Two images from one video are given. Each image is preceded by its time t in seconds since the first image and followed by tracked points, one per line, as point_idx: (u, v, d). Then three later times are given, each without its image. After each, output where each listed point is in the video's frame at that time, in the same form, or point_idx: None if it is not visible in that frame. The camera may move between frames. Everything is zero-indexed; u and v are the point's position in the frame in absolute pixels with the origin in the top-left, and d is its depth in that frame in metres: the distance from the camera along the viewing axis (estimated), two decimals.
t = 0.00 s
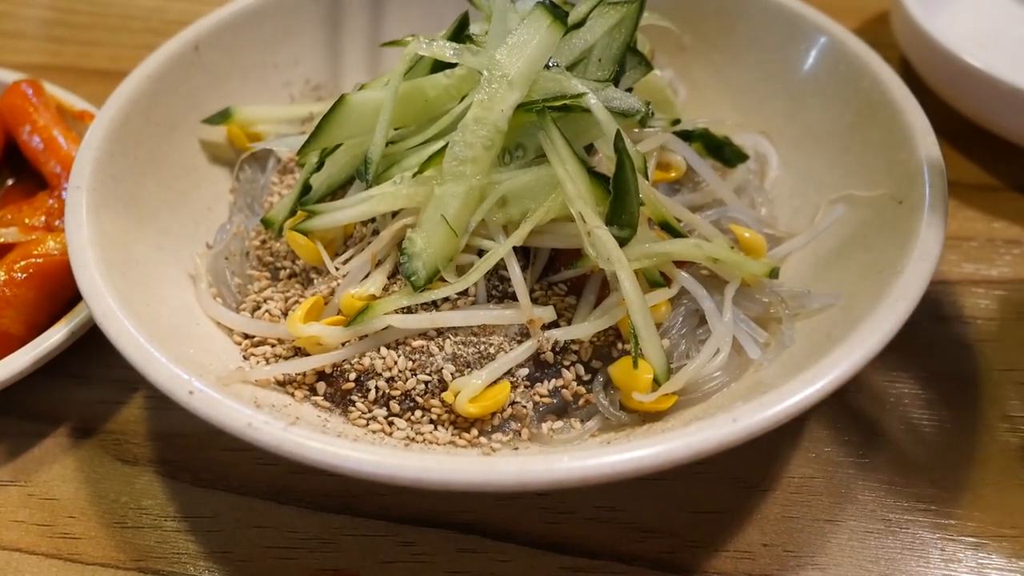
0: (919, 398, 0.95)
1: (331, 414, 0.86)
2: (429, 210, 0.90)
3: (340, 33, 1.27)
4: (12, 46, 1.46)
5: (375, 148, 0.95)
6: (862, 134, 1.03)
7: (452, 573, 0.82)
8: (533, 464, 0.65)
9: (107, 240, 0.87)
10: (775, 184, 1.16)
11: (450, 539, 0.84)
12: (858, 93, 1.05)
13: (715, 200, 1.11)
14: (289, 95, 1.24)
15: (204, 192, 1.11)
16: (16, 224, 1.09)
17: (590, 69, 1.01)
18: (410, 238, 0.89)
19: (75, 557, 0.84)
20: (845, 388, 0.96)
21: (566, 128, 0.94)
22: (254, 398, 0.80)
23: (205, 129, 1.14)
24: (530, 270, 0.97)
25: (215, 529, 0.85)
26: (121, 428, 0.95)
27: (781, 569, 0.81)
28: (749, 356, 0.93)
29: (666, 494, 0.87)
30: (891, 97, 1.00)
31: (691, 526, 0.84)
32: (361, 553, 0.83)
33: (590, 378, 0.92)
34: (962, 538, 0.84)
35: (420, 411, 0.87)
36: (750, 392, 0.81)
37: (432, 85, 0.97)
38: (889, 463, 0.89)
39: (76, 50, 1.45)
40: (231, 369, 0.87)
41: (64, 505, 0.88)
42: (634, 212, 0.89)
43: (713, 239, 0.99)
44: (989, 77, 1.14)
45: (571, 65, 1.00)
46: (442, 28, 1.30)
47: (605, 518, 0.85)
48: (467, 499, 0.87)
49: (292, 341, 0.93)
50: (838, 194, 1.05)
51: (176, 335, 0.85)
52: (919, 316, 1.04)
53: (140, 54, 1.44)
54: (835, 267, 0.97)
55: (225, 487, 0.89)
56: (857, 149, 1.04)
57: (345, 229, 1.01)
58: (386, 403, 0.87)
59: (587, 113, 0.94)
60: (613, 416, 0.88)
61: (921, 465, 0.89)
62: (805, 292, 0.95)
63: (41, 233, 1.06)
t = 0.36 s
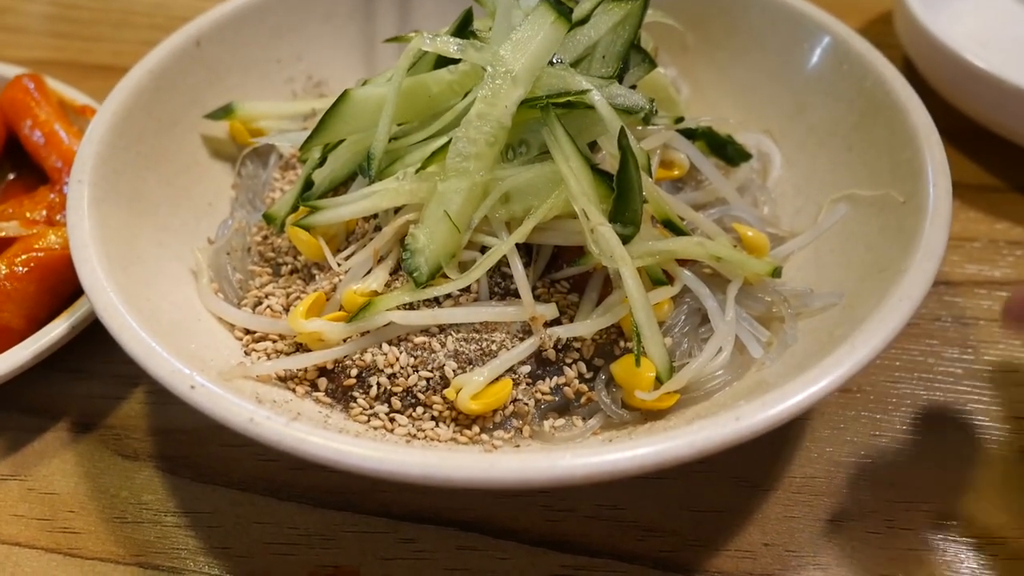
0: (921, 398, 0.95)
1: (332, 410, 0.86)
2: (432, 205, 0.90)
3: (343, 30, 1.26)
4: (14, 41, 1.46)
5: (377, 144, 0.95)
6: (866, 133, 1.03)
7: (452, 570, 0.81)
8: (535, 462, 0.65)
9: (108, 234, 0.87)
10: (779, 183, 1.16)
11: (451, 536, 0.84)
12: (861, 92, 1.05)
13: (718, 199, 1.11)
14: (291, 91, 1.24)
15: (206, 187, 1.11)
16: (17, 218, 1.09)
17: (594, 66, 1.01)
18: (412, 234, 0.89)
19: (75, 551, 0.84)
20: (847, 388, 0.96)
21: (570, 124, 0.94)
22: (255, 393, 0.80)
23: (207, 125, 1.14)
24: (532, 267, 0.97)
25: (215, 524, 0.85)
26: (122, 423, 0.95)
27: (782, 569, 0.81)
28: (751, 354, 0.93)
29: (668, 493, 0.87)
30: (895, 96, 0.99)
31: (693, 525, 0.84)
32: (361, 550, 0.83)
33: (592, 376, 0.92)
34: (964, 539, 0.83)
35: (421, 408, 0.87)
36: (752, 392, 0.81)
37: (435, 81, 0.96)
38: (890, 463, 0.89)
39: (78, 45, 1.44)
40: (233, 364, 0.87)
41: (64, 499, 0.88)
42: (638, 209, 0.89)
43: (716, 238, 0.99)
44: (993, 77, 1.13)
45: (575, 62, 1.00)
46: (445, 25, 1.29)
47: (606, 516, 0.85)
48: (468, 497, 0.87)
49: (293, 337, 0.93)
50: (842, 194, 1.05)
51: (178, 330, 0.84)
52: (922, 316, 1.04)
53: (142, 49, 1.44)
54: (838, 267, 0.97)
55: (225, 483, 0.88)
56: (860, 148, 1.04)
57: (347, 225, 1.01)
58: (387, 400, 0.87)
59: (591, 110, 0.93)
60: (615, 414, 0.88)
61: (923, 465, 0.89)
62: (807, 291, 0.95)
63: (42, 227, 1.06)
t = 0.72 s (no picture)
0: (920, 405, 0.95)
1: (331, 417, 0.86)
2: (431, 212, 0.90)
3: (343, 37, 1.27)
4: (15, 47, 1.46)
5: (376, 151, 0.95)
6: (866, 139, 1.03)
7: None
8: (533, 469, 0.65)
9: (107, 240, 0.87)
10: (778, 189, 1.16)
11: (450, 543, 0.83)
12: (860, 98, 1.05)
13: (718, 205, 1.11)
14: (291, 97, 1.24)
15: (205, 194, 1.11)
16: (17, 225, 1.09)
17: (593, 73, 1.01)
18: (411, 240, 0.89)
19: (73, 558, 0.84)
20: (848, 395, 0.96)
21: (568, 131, 0.94)
22: (253, 400, 0.80)
23: (207, 131, 1.14)
24: (531, 274, 0.96)
25: (213, 531, 0.85)
26: (121, 430, 0.95)
27: None
28: (751, 361, 0.92)
29: (667, 500, 0.86)
30: (894, 102, 0.99)
31: (692, 532, 0.84)
32: (359, 557, 0.83)
33: (591, 383, 0.92)
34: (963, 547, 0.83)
35: (420, 415, 0.86)
36: (752, 399, 0.81)
37: (434, 88, 0.97)
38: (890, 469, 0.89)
39: (79, 51, 1.45)
40: (231, 371, 0.86)
41: (62, 506, 0.88)
42: (636, 216, 0.88)
43: (716, 244, 0.99)
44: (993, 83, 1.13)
45: (574, 69, 1.00)
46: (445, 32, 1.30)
47: (605, 523, 0.85)
48: (467, 503, 0.87)
49: (292, 343, 0.93)
50: (842, 200, 1.05)
51: (176, 336, 0.84)
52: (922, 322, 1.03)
53: (143, 56, 1.44)
54: (837, 273, 0.97)
55: (224, 489, 0.88)
56: (860, 154, 1.04)
57: (347, 231, 1.01)
58: (386, 407, 0.87)
59: (590, 117, 0.93)
60: (614, 420, 0.88)
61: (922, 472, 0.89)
62: (806, 297, 0.95)
63: (42, 233, 1.06)
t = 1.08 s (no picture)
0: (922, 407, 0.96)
1: (336, 417, 0.86)
2: (435, 213, 0.90)
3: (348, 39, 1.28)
4: (20, 49, 1.47)
5: (381, 154, 0.96)
6: (867, 140, 1.04)
7: None
8: (539, 469, 0.65)
9: (114, 241, 0.88)
10: (780, 190, 1.17)
11: (454, 543, 0.84)
12: (860, 100, 1.06)
13: (720, 206, 1.12)
14: (294, 99, 1.24)
15: (211, 194, 1.12)
16: (22, 226, 1.10)
17: (597, 75, 1.01)
18: (416, 242, 0.89)
19: (80, 557, 0.84)
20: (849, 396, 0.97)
21: (571, 133, 0.95)
22: (259, 401, 0.80)
23: (211, 133, 1.15)
24: (534, 275, 0.97)
25: (219, 531, 0.86)
26: (126, 430, 0.95)
27: None
28: (753, 362, 0.93)
29: (670, 500, 0.87)
30: (894, 104, 1.00)
31: (694, 531, 0.85)
32: (364, 557, 0.83)
33: (595, 383, 0.92)
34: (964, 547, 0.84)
35: (425, 415, 0.87)
36: (757, 399, 0.81)
37: (438, 90, 0.97)
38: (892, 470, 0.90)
39: (83, 53, 1.45)
40: (237, 371, 0.87)
41: (69, 506, 0.88)
42: (639, 217, 0.89)
43: (718, 246, 0.99)
44: (994, 86, 1.14)
45: (576, 72, 1.01)
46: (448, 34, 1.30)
47: (608, 522, 0.85)
48: (470, 503, 0.87)
49: (297, 344, 0.94)
50: (843, 201, 1.05)
51: (182, 337, 0.85)
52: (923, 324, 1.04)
53: (147, 57, 1.45)
54: (839, 273, 0.98)
55: (229, 489, 0.89)
56: (861, 156, 1.04)
57: (351, 233, 1.02)
58: (391, 407, 0.87)
59: (593, 119, 0.94)
60: (618, 420, 0.88)
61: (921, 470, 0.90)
62: (808, 298, 0.95)
63: (48, 234, 1.07)
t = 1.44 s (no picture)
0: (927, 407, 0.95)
1: (353, 423, 0.85)
2: (444, 215, 0.89)
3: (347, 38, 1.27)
4: (17, 48, 1.46)
5: (385, 155, 0.95)
6: (860, 127, 1.03)
7: None
8: (542, 468, 0.65)
9: (113, 251, 0.87)
10: (774, 180, 1.16)
11: (454, 544, 0.83)
12: (852, 88, 1.06)
13: (720, 197, 1.11)
14: (281, 105, 1.24)
15: (205, 205, 1.11)
16: (19, 226, 1.09)
17: (596, 70, 1.01)
18: (425, 244, 0.88)
19: (77, 560, 0.84)
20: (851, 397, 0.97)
21: (578, 128, 0.94)
22: (276, 410, 0.80)
23: (201, 142, 1.14)
24: (544, 273, 0.96)
25: (217, 533, 0.85)
26: (123, 431, 0.95)
27: None
28: (765, 350, 0.92)
29: (671, 502, 0.87)
30: (887, 91, 1.00)
31: (695, 533, 0.84)
32: (363, 559, 0.83)
33: (610, 378, 0.92)
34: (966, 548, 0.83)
35: (442, 417, 0.86)
36: (770, 389, 0.80)
37: (439, 90, 0.97)
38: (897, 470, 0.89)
39: (80, 52, 1.44)
40: (249, 382, 0.86)
41: (66, 508, 0.88)
42: (648, 210, 0.88)
43: (723, 236, 0.99)
44: (995, 86, 1.14)
45: (577, 67, 1.00)
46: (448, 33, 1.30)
47: (609, 524, 0.85)
48: (470, 505, 0.87)
49: (306, 351, 0.93)
50: (839, 188, 1.05)
51: (188, 345, 0.84)
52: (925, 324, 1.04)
53: (145, 57, 1.44)
54: (839, 263, 0.98)
55: (227, 491, 0.88)
56: (855, 145, 1.04)
57: (355, 237, 1.01)
58: (408, 411, 0.87)
59: (598, 114, 0.94)
60: (636, 414, 0.89)
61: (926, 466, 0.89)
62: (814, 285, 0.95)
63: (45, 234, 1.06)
